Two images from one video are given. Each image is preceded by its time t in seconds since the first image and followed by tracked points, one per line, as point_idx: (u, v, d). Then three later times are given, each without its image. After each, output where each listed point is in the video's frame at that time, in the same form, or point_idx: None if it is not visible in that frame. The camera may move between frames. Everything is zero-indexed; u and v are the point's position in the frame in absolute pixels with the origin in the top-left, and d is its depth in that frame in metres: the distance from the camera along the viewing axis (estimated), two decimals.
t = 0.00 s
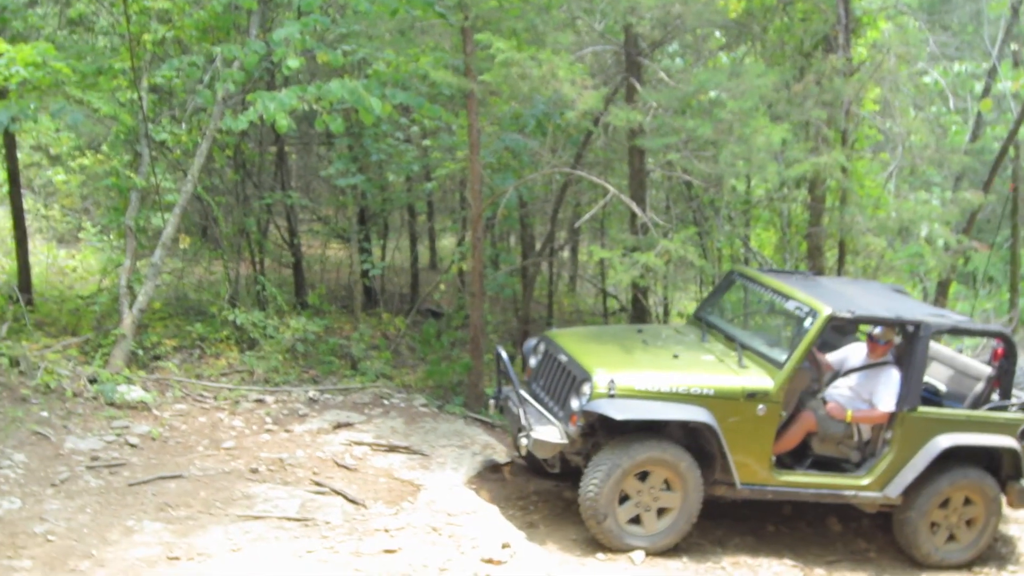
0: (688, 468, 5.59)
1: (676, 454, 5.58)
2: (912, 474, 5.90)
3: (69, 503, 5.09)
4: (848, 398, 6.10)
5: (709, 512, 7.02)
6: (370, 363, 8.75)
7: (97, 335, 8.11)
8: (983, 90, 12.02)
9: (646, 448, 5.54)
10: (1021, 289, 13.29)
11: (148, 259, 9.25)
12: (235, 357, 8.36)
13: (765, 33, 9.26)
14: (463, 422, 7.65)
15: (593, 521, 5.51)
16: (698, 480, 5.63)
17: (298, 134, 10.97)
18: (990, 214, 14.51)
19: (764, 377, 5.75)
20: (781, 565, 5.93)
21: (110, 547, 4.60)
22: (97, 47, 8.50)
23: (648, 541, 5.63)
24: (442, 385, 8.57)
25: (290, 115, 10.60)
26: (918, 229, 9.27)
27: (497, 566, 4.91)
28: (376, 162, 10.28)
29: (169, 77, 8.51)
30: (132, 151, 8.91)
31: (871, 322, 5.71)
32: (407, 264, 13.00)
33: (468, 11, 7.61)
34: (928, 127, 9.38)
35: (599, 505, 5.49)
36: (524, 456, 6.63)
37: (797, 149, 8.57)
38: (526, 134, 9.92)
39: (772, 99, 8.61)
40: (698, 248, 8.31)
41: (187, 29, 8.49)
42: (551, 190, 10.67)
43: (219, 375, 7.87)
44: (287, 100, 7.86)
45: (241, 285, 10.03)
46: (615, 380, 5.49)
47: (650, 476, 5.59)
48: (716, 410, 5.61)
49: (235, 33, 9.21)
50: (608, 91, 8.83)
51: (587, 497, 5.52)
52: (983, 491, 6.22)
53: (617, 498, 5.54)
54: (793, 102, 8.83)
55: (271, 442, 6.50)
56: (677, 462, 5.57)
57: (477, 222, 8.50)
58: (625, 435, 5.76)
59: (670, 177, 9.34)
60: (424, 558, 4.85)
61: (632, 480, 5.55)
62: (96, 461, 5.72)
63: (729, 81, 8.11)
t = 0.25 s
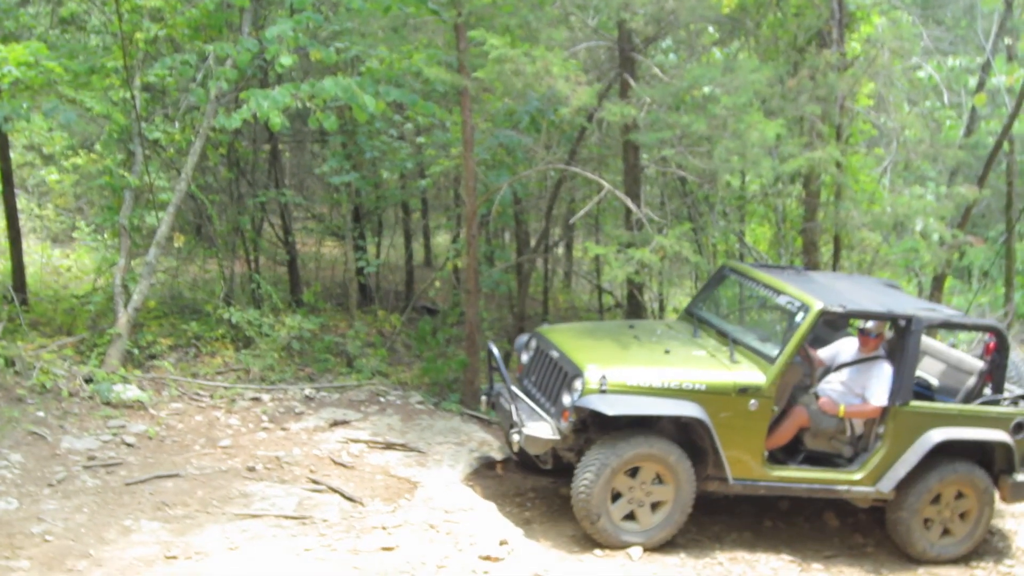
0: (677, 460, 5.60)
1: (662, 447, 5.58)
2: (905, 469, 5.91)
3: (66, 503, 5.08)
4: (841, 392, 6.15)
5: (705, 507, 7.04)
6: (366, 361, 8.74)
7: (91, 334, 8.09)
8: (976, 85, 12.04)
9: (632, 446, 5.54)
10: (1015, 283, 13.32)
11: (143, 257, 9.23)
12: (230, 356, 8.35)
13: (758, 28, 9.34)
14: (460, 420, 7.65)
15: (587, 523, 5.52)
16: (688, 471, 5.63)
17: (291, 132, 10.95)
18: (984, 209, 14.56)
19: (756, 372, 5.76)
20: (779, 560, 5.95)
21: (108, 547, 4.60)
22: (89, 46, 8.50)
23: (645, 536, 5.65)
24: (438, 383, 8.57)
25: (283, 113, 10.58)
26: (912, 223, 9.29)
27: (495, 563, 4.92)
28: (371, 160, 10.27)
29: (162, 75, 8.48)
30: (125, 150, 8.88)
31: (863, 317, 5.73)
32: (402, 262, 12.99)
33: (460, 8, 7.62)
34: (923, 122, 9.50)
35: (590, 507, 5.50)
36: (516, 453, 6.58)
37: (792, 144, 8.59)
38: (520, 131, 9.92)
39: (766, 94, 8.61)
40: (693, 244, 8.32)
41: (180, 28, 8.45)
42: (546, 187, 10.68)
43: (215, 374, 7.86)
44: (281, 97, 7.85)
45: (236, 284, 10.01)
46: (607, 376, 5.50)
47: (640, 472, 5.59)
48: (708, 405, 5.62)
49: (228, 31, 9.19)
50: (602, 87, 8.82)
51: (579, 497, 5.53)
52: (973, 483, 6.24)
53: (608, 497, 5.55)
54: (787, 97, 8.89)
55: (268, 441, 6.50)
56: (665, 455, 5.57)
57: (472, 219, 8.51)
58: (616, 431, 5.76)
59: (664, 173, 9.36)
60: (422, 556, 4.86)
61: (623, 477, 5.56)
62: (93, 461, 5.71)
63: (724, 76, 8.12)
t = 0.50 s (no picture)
0: (669, 454, 5.57)
1: (650, 443, 5.55)
2: (903, 471, 5.88)
3: (71, 492, 5.09)
4: (841, 393, 6.11)
5: (708, 505, 7.03)
6: (372, 355, 8.74)
7: (98, 325, 8.11)
8: (986, 87, 11.99)
9: (621, 445, 5.51)
10: (1022, 286, 13.28)
11: (150, 249, 9.25)
12: (236, 348, 8.36)
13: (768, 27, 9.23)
14: (465, 415, 7.65)
15: (587, 525, 5.52)
16: (681, 463, 5.60)
17: (299, 126, 10.90)
18: (992, 211, 14.50)
19: (755, 371, 5.74)
20: (782, 560, 5.94)
21: (112, 536, 4.61)
22: (99, 37, 8.50)
23: (645, 533, 5.63)
24: (443, 378, 8.57)
25: (292, 107, 10.58)
26: (920, 225, 9.31)
27: (498, 559, 4.92)
28: (378, 155, 10.27)
29: (171, 68, 8.48)
30: (134, 141, 8.89)
31: (864, 317, 5.69)
32: (408, 257, 12.98)
33: (470, 3, 7.61)
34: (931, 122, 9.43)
35: (587, 511, 5.49)
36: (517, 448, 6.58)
37: (800, 143, 8.55)
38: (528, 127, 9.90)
39: (775, 94, 8.58)
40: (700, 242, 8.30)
41: (189, 21, 8.44)
42: (553, 184, 10.66)
43: (221, 366, 7.87)
44: (289, 91, 7.84)
45: (242, 276, 10.01)
46: (605, 371, 5.50)
47: (633, 469, 5.57)
48: (707, 403, 5.60)
49: (238, 24, 9.18)
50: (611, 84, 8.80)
51: (574, 500, 5.52)
52: (968, 484, 6.19)
53: (604, 498, 5.54)
54: (796, 96, 8.85)
55: (273, 433, 6.51)
56: (655, 451, 5.54)
57: (479, 215, 8.50)
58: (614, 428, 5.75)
59: (672, 171, 9.35)
60: (425, 550, 4.86)
61: (616, 476, 5.54)
62: (98, 451, 5.72)
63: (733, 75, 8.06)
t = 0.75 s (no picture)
0: (659, 448, 5.53)
1: (634, 441, 5.51)
2: (904, 471, 5.83)
3: (79, 490, 5.10)
4: (842, 392, 6.04)
5: (715, 504, 7.00)
6: (379, 354, 8.73)
7: (107, 324, 8.12)
8: (996, 85, 11.92)
9: (608, 449, 5.47)
10: None
11: (158, 248, 9.26)
12: (244, 347, 8.36)
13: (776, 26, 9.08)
14: (472, 413, 7.63)
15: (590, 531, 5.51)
16: (673, 455, 5.55)
17: (307, 124, 10.87)
18: (1002, 210, 14.43)
19: (756, 368, 5.70)
20: (790, 559, 5.92)
21: (120, 535, 4.61)
22: (107, 35, 8.50)
23: (650, 529, 5.62)
24: (451, 377, 8.56)
25: (300, 105, 10.58)
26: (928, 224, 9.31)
27: (506, 557, 4.90)
28: (386, 153, 10.27)
29: (179, 66, 8.48)
30: (142, 140, 8.90)
31: (866, 316, 5.64)
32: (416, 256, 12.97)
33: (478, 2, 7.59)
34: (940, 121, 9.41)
35: (586, 518, 5.48)
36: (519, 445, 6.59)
37: (809, 142, 8.46)
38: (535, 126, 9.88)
39: (783, 92, 8.53)
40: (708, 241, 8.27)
41: (197, 19, 8.44)
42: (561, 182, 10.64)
43: (229, 365, 7.88)
44: (297, 90, 7.84)
45: (250, 275, 10.01)
46: (604, 368, 5.47)
47: (627, 469, 5.55)
48: (707, 401, 5.56)
49: (245, 23, 9.17)
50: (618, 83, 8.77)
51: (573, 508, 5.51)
52: (964, 482, 6.11)
53: (602, 502, 5.52)
54: (804, 95, 8.79)
55: (281, 432, 6.50)
56: (644, 448, 5.50)
57: (487, 214, 8.49)
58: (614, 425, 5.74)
59: (680, 169, 9.32)
60: (432, 549, 4.85)
61: (610, 479, 5.52)
62: (106, 449, 5.73)
63: (741, 73, 8.03)
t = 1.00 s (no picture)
0: (654, 444, 5.50)
1: (626, 440, 5.48)
2: (910, 472, 5.80)
3: (92, 485, 5.12)
4: (848, 391, 5.90)
5: (726, 501, 6.97)
6: (391, 350, 8.73)
7: (119, 319, 8.15)
8: (1009, 81, 11.83)
9: (602, 452, 5.45)
10: None
11: (169, 244, 9.29)
12: (256, 343, 8.38)
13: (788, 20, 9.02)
14: (483, 409, 7.62)
15: (600, 534, 5.53)
16: (669, 448, 5.52)
17: (318, 121, 10.87)
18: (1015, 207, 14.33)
19: (763, 366, 5.66)
20: (802, 556, 5.90)
21: (133, 529, 4.62)
22: (119, 32, 8.52)
23: (658, 523, 5.61)
24: (462, 373, 8.55)
25: (311, 102, 10.59)
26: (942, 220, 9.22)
27: (517, 553, 4.88)
28: (397, 149, 10.26)
29: (191, 63, 8.51)
30: (154, 136, 8.92)
31: (876, 316, 5.59)
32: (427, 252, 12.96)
33: None
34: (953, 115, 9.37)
35: (591, 523, 5.49)
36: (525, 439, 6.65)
37: (820, 138, 8.41)
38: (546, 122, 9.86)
39: (794, 88, 8.48)
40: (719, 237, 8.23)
41: (209, 16, 8.47)
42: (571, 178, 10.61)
43: (241, 360, 7.90)
44: (308, 86, 7.85)
45: (262, 271, 10.03)
46: (610, 364, 5.42)
47: (624, 469, 5.52)
48: (713, 399, 5.52)
49: (257, 19, 9.17)
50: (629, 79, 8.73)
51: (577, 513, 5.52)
52: (964, 481, 6.05)
53: (605, 504, 5.52)
54: (816, 90, 8.72)
55: (292, 427, 6.51)
56: (639, 447, 5.47)
57: (498, 210, 8.48)
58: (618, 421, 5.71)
59: (691, 165, 9.28)
60: (444, 544, 4.84)
61: (609, 481, 5.51)
62: (119, 444, 5.75)
63: (752, 69, 7.99)
